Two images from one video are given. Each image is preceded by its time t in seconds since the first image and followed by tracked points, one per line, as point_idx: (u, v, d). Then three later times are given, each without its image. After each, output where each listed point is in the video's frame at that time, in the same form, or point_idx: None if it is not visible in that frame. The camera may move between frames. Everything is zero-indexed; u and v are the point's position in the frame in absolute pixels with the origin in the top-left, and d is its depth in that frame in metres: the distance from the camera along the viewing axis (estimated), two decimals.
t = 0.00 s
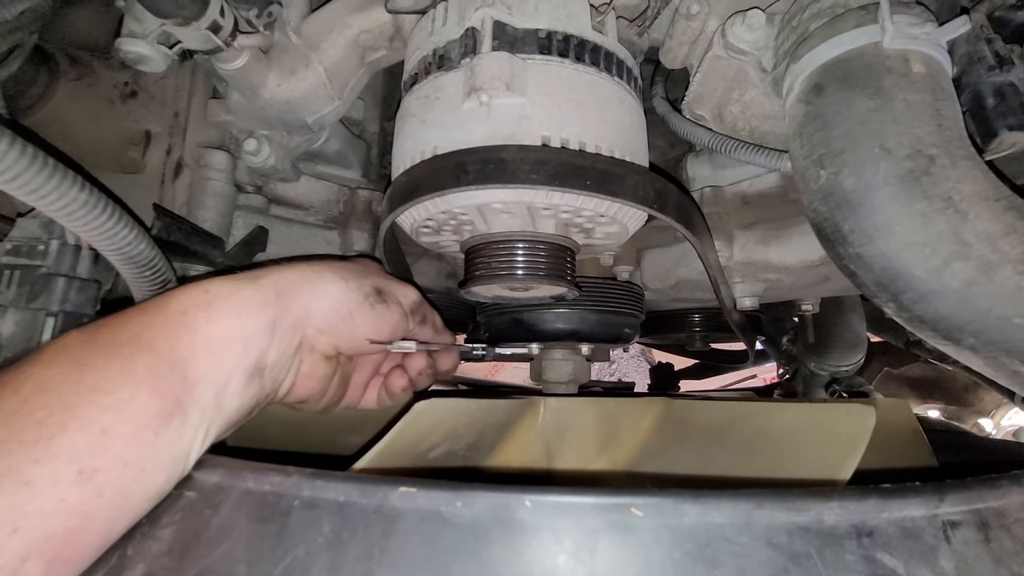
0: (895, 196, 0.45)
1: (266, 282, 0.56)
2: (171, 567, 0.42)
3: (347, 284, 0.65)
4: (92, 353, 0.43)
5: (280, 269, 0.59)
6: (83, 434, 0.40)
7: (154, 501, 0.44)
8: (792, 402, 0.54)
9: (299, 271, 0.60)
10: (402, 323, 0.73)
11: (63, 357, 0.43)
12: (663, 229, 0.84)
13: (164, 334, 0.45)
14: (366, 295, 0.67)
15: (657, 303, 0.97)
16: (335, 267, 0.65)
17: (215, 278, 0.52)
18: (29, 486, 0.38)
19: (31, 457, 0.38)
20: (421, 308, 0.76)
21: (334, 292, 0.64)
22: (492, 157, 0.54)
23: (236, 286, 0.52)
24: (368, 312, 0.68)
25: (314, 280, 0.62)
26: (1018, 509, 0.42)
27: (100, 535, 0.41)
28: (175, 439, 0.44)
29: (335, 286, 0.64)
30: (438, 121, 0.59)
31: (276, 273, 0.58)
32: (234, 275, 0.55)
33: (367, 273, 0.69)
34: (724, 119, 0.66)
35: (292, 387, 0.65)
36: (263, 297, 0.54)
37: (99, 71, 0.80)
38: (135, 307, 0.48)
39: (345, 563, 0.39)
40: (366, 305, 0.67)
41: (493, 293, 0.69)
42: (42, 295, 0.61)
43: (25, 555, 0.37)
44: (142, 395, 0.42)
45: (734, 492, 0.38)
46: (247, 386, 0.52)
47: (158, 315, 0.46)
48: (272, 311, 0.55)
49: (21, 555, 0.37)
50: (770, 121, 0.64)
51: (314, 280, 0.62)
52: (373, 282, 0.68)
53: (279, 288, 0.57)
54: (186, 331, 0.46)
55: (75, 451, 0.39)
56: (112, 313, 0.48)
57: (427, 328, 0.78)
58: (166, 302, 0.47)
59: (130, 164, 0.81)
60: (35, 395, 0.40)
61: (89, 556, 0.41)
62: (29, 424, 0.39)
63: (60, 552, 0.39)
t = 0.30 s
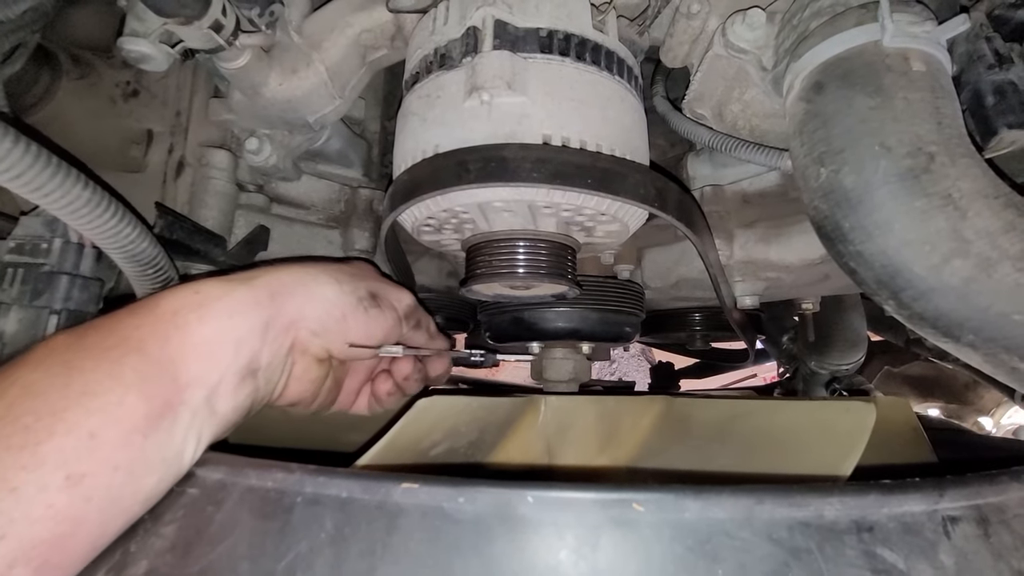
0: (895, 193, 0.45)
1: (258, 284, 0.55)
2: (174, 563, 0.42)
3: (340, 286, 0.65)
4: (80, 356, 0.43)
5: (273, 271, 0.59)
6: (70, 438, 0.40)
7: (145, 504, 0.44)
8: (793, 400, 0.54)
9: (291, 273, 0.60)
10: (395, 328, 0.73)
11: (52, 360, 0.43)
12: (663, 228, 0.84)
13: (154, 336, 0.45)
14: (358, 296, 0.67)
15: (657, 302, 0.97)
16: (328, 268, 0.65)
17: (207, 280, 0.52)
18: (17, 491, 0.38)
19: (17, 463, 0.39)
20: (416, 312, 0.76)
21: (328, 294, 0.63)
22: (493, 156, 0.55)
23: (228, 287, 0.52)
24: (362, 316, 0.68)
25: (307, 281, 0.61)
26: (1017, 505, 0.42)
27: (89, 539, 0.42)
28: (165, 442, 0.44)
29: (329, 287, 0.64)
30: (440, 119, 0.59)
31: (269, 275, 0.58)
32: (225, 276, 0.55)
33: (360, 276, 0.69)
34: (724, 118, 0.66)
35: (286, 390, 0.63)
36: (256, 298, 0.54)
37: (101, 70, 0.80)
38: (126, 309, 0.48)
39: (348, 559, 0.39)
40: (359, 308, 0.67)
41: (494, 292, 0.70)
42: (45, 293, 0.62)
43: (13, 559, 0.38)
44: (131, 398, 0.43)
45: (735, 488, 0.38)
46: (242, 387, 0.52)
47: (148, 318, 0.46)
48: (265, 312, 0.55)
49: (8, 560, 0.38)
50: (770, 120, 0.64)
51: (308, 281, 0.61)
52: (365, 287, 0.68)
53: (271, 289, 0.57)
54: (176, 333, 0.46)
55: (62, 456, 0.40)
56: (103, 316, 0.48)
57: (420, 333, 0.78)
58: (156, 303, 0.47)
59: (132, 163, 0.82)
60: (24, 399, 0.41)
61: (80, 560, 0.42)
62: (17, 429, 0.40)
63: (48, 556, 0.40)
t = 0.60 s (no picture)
0: (896, 192, 0.45)
1: (254, 282, 0.56)
2: (175, 561, 0.42)
3: (334, 285, 0.65)
4: (82, 350, 0.43)
5: (268, 270, 0.59)
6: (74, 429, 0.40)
7: (145, 496, 0.44)
8: (793, 398, 0.54)
9: (286, 272, 0.60)
10: (385, 327, 0.73)
11: (53, 356, 0.43)
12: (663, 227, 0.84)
13: (154, 332, 0.45)
14: (352, 296, 0.67)
15: (657, 302, 0.97)
16: (322, 268, 0.65)
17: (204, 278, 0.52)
18: (23, 479, 0.38)
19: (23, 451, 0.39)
20: (404, 311, 0.76)
21: (323, 293, 0.64)
22: (494, 154, 0.55)
23: (225, 285, 0.52)
24: (354, 315, 0.68)
25: (302, 281, 0.61)
26: (1019, 504, 0.42)
27: (94, 529, 0.42)
28: (164, 434, 0.44)
29: (323, 287, 0.64)
30: (441, 117, 0.59)
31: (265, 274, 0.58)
32: (222, 275, 0.55)
33: (354, 276, 0.69)
34: (725, 116, 0.66)
35: (278, 387, 0.63)
36: (252, 296, 0.54)
37: (101, 69, 0.81)
38: (124, 306, 0.48)
39: (349, 557, 0.39)
40: (352, 308, 0.67)
41: (494, 291, 0.70)
42: (46, 291, 0.61)
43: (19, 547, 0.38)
44: (132, 392, 0.43)
45: (737, 485, 0.38)
46: (238, 384, 0.52)
47: (147, 314, 0.46)
48: (260, 310, 0.55)
49: (14, 547, 0.38)
50: (770, 119, 0.64)
51: (303, 280, 0.62)
52: (357, 287, 0.68)
53: (268, 288, 0.57)
54: (176, 329, 0.47)
55: (67, 446, 0.40)
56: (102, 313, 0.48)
57: (409, 332, 0.78)
58: (155, 300, 0.48)
59: (132, 163, 0.81)
60: (27, 392, 0.41)
61: (83, 549, 0.41)
62: (22, 420, 0.40)
63: (53, 545, 0.39)
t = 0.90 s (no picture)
0: (896, 192, 0.45)
1: (251, 282, 0.55)
2: (173, 563, 0.42)
3: (331, 286, 0.65)
4: (80, 350, 0.43)
5: (265, 270, 0.59)
6: (72, 429, 0.40)
7: (143, 495, 0.44)
8: (793, 400, 0.54)
9: (283, 272, 0.60)
10: (382, 330, 0.73)
11: (52, 355, 0.43)
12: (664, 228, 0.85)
13: (152, 332, 0.45)
14: (349, 297, 0.67)
15: (657, 302, 0.97)
16: (319, 268, 0.65)
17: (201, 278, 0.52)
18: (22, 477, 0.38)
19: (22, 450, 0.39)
20: (400, 313, 0.76)
21: (320, 293, 0.63)
22: (493, 154, 0.54)
23: (222, 285, 0.52)
24: (350, 316, 0.68)
25: (299, 281, 0.61)
26: (1020, 505, 0.42)
27: (92, 528, 0.41)
28: (161, 433, 0.44)
29: (320, 288, 0.63)
30: (440, 118, 0.59)
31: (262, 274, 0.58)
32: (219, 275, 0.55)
33: (350, 277, 0.69)
34: (725, 117, 0.66)
35: (275, 386, 0.63)
36: (249, 296, 0.54)
37: (100, 69, 0.80)
38: (121, 305, 0.48)
39: (348, 559, 0.39)
40: (349, 309, 0.67)
41: (493, 291, 0.70)
42: (43, 292, 0.61)
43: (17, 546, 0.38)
44: (130, 391, 0.43)
45: (737, 486, 0.38)
46: (234, 384, 0.52)
47: (144, 314, 0.46)
48: (257, 311, 0.55)
49: (13, 546, 0.38)
50: (771, 119, 0.64)
51: (299, 281, 0.61)
52: (354, 287, 0.68)
53: (264, 289, 0.57)
54: (174, 328, 0.46)
55: (66, 445, 0.40)
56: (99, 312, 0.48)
57: (405, 334, 0.78)
58: (153, 300, 0.47)
59: (130, 163, 0.82)
60: (25, 392, 0.41)
61: (81, 547, 0.41)
62: (22, 419, 0.39)
63: (51, 544, 0.39)
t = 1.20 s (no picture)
0: (894, 193, 0.45)
1: (250, 282, 0.55)
2: (171, 565, 0.42)
3: (330, 287, 0.65)
4: (80, 350, 0.43)
5: (263, 270, 0.59)
6: (71, 429, 0.40)
7: (143, 495, 0.44)
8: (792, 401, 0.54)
9: (282, 272, 0.60)
10: (381, 330, 0.73)
11: (51, 355, 0.43)
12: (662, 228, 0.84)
13: (151, 333, 0.45)
14: (348, 297, 0.67)
15: (657, 303, 0.97)
16: (317, 268, 0.65)
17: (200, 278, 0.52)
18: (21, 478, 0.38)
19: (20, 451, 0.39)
20: (400, 314, 0.76)
21: (318, 293, 0.63)
22: (493, 155, 0.54)
23: (221, 285, 0.52)
24: (349, 316, 0.67)
25: (297, 281, 0.61)
26: (1018, 506, 0.42)
27: (91, 529, 0.41)
28: (161, 434, 0.44)
29: (318, 288, 0.63)
30: (439, 119, 0.59)
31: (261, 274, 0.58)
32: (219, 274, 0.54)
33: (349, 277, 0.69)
34: (723, 118, 0.66)
35: (274, 387, 0.63)
36: (247, 296, 0.54)
37: (100, 70, 0.81)
38: (121, 306, 0.48)
39: (347, 561, 0.39)
40: (348, 309, 0.67)
41: (492, 292, 0.70)
42: (42, 293, 0.61)
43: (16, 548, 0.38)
44: (129, 392, 0.43)
45: (735, 488, 0.38)
46: (233, 385, 0.52)
47: (144, 315, 0.46)
48: (256, 311, 0.55)
49: (12, 547, 0.38)
50: (769, 120, 0.64)
51: (298, 281, 0.61)
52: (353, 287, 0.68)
53: (263, 289, 0.57)
54: (173, 329, 0.46)
55: (65, 446, 0.40)
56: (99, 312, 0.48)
57: (404, 334, 0.78)
58: (152, 301, 0.47)
59: (129, 163, 0.82)
60: (25, 393, 0.41)
61: (80, 547, 0.41)
62: (21, 419, 0.39)
63: (50, 544, 0.39)
